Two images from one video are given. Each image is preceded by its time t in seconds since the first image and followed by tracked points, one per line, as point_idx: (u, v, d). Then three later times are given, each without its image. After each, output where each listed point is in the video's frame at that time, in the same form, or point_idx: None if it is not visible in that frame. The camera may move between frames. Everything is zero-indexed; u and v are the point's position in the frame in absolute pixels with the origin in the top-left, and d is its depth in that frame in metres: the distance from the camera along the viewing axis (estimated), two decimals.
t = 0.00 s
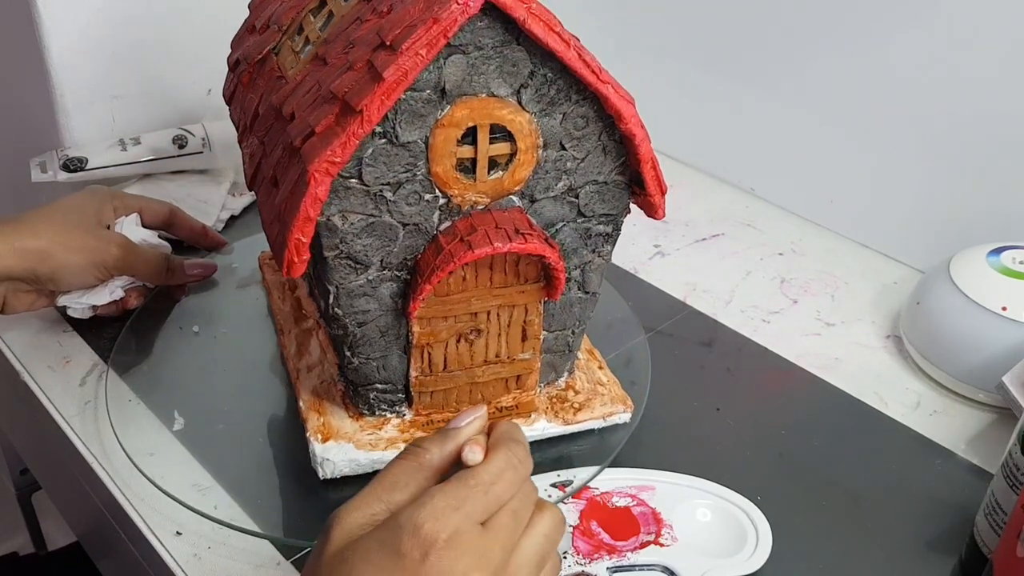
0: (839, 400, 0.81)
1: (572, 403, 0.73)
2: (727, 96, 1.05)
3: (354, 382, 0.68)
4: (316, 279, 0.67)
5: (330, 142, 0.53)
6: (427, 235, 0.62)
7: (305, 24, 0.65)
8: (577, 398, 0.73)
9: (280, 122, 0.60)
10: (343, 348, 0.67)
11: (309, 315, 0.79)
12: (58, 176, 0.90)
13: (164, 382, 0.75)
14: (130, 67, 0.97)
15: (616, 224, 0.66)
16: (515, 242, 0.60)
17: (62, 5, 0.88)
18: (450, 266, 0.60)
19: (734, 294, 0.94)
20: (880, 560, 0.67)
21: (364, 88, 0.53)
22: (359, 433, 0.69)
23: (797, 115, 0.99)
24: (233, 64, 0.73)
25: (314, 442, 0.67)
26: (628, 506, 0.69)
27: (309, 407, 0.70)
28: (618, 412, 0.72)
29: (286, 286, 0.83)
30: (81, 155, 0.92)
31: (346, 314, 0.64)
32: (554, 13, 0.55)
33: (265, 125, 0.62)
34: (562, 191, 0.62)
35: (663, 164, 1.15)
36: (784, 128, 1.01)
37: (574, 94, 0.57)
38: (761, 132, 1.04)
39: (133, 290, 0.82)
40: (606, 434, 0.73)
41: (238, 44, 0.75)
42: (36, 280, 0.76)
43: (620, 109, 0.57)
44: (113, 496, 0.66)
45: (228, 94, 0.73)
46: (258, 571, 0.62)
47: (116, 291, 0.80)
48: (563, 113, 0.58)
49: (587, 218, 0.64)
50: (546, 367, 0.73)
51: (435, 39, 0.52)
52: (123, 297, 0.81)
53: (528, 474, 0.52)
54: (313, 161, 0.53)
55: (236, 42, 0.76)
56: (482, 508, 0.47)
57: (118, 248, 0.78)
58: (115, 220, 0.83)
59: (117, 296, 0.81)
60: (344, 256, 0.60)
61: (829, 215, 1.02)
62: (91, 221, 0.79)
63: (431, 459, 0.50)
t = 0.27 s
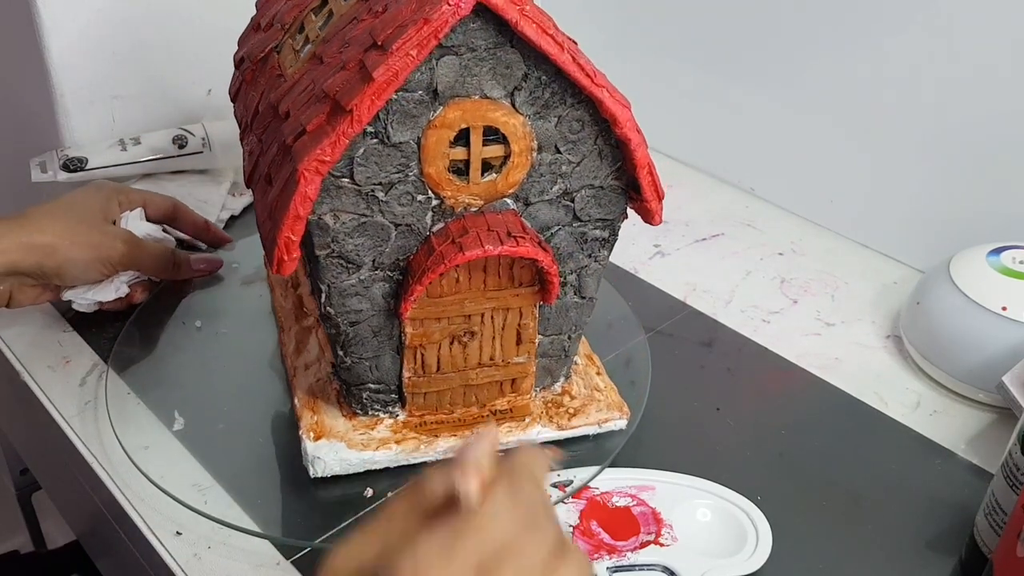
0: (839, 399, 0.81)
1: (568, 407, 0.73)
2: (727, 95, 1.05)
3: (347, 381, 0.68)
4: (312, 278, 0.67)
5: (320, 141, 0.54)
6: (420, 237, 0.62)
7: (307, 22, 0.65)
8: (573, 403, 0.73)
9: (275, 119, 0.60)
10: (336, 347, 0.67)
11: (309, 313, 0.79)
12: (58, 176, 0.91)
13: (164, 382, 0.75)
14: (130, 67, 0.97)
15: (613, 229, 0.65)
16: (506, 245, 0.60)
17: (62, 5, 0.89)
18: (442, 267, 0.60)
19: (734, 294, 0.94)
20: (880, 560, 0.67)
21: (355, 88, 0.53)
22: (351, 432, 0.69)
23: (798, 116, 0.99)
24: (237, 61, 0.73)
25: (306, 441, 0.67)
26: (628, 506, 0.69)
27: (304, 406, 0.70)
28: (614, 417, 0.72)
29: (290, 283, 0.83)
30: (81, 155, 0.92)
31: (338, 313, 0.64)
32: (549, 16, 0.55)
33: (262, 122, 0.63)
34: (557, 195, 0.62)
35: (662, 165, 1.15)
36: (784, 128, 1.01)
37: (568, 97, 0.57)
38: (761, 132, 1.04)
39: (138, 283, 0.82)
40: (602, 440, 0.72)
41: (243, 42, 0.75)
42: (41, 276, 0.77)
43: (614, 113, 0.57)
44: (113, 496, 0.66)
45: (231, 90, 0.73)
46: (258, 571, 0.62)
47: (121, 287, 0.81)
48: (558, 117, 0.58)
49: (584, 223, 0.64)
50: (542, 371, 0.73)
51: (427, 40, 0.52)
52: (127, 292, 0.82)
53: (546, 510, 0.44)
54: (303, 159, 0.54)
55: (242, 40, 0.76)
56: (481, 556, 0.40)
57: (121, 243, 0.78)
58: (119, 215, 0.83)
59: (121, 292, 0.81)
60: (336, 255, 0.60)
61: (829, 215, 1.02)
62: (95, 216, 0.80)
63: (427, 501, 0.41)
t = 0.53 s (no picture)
0: (839, 399, 0.81)
1: (568, 407, 0.73)
2: (727, 95, 1.05)
3: (347, 381, 0.68)
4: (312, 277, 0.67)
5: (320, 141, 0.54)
6: (420, 236, 0.62)
7: (308, 21, 0.65)
8: (573, 403, 0.74)
9: (275, 119, 0.60)
10: (336, 347, 0.67)
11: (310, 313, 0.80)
12: (58, 176, 0.91)
13: (164, 382, 0.75)
14: (130, 67, 0.97)
15: (613, 229, 0.65)
16: (506, 245, 0.60)
17: (62, 5, 0.89)
18: (443, 267, 0.60)
19: (734, 294, 0.94)
20: (880, 560, 0.67)
21: (356, 88, 0.53)
22: (352, 433, 0.69)
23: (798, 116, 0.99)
24: (238, 60, 0.73)
25: (306, 441, 0.67)
26: (627, 506, 0.69)
27: (304, 406, 0.70)
28: (614, 416, 0.72)
29: (290, 283, 0.84)
30: (81, 155, 0.93)
31: (339, 313, 0.64)
32: (549, 17, 0.55)
33: (262, 121, 0.62)
34: (557, 195, 0.62)
35: (662, 164, 1.15)
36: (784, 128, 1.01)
37: (569, 98, 0.57)
38: (761, 132, 1.04)
39: (110, 300, 0.80)
40: (602, 440, 0.73)
41: (244, 41, 0.75)
42: (14, 302, 0.76)
43: (615, 113, 0.57)
44: (112, 495, 0.66)
45: (231, 90, 0.73)
46: (258, 571, 0.62)
47: (91, 310, 0.79)
48: (559, 117, 0.58)
49: (584, 223, 0.64)
50: (542, 371, 0.73)
51: (427, 40, 0.52)
52: (101, 310, 0.80)
53: None
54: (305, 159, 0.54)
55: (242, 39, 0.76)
56: None
57: (92, 262, 0.77)
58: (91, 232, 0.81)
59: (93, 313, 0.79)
60: (337, 255, 0.60)
61: (829, 215, 1.02)
62: (64, 238, 0.78)
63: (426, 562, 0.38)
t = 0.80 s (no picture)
0: (839, 399, 0.81)
1: (568, 407, 0.73)
2: (727, 95, 1.05)
3: (347, 381, 0.68)
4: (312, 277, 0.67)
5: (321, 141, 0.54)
6: (420, 237, 0.62)
7: (308, 21, 0.65)
8: (573, 404, 0.74)
9: (275, 118, 0.60)
10: (336, 347, 0.67)
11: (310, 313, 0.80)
12: (59, 176, 0.91)
13: (164, 382, 0.75)
14: (130, 67, 0.97)
15: (613, 229, 0.65)
16: (506, 245, 0.60)
17: (62, 5, 0.89)
18: (443, 267, 0.60)
19: (734, 294, 0.94)
20: (880, 560, 0.67)
21: (356, 87, 0.53)
22: (352, 433, 0.69)
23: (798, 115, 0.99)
24: (238, 60, 0.73)
25: (306, 441, 0.67)
26: (627, 506, 0.69)
27: (304, 406, 0.70)
28: (614, 416, 0.72)
29: (290, 283, 0.84)
30: (81, 155, 0.93)
31: (338, 313, 0.64)
32: (549, 17, 0.55)
33: (262, 121, 0.62)
34: (557, 195, 0.62)
35: (662, 164, 1.15)
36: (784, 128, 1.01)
37: (569, 98, 0.57)
38: (761, 132, 1.04)
39: (108, 300, 0.80)
40: (602, 440, 0.73)
41: (244, 41, 0.75)
42: (12, 305, 0.76)
43: (615, 113, 0.57)
44: (113, 496, 0.66)
45: (231, 90, 0.73)
46: (258, 571, 0.62)
47: (89, 310, 0.79)
48: (559, 117, 0.58)
49: (584, 223, 0.64)
50: (542, 371, 0.73)
51: (427, 40, 0.52)
52: (99, 309, 0.80)
53: None
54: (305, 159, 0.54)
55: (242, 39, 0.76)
56: None
57: (89, 262, 0.77)
58: (88, 233, 0.81)
59: (91, 314, 0.79)
60: (337, 256, 0.60)
61: (829, 215, 1.02)
62: (60, 240, 0.78)
63: None
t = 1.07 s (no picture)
0: (839, 399, 0.81)
1: (568, 408, 0.73)
2: (727, 95, 1.05)
3: (347, 381, 0.68)
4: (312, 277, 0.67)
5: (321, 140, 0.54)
6: (420, 236, 0.62)
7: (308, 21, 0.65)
8: (573, 404, 0.74)
9: (275, 118, 0.60)
10: (336, 347, 0.67)
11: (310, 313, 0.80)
12: (59, 176, 0.91)
13: (164, 382, 0.75)
14: (129, 67, 0.97)
15: (613, 229, 0.65)
16: (506, 245, 0.60)
17: (62, 5, 0.89)
18: (443, 267, 0.60)
19: (734, 294, 0.94)
20: (880, 560, 0.67)
21: (357, 87, 0.53)
22: (352, 433, 0.69)
23: (798, 115, 0.99)
24: (239, 60, 0.73)
25: (306, 441, 0.67)
26: (627, 506, 0.69)
27: (304, 406, 0.70)
28: (614, 417, 0.72)
29: (290, 284, 0.84)
30: (81, 155, 0.93)
31: (339, 313, 0.64)
32: (550, 17, 0.55)
33: (263, 121, 0.62)
34: (558, 195, 0.62)
35: (662, 164, 1.15)
36: (784, 128, 1.01)
37: (570, 98, 0.57)
38: (761, 132, 1.04)
39: (102, 299, 0.80)
40: (603, 440, 0.73)
41: (244, 42, 0.75)
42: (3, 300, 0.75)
43: (616, 114, 0.57)
44: (113, 496, 0.66)
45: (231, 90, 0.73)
46: (258, 571, 0.62)
47: (82, 308, 0.79)
48: (559, 117, 0.58)
49: (584, 223, 0.64)
50: (542, 371, 0.73)
51: (428, 40, 0.52)
52: (93, 309, 0.80)
53: None
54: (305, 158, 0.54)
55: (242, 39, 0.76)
56: None
57: (81, 256, 0.77)
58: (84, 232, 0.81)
59: (84, 312, 0.79)
60: (337, 256, 0.60)
61: (829, 215, 1.02)
62: (55, 237, 0.78)
63: None
